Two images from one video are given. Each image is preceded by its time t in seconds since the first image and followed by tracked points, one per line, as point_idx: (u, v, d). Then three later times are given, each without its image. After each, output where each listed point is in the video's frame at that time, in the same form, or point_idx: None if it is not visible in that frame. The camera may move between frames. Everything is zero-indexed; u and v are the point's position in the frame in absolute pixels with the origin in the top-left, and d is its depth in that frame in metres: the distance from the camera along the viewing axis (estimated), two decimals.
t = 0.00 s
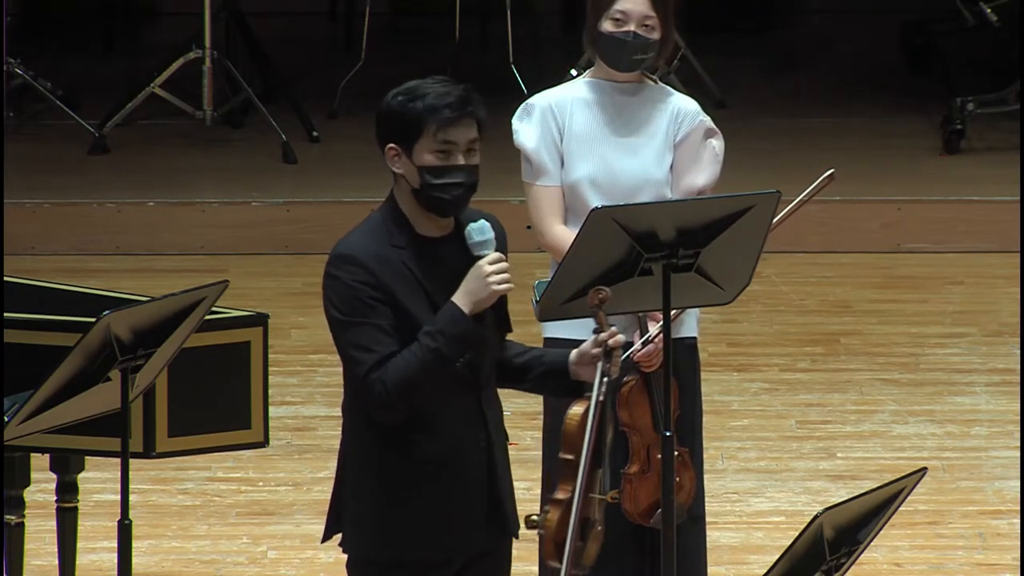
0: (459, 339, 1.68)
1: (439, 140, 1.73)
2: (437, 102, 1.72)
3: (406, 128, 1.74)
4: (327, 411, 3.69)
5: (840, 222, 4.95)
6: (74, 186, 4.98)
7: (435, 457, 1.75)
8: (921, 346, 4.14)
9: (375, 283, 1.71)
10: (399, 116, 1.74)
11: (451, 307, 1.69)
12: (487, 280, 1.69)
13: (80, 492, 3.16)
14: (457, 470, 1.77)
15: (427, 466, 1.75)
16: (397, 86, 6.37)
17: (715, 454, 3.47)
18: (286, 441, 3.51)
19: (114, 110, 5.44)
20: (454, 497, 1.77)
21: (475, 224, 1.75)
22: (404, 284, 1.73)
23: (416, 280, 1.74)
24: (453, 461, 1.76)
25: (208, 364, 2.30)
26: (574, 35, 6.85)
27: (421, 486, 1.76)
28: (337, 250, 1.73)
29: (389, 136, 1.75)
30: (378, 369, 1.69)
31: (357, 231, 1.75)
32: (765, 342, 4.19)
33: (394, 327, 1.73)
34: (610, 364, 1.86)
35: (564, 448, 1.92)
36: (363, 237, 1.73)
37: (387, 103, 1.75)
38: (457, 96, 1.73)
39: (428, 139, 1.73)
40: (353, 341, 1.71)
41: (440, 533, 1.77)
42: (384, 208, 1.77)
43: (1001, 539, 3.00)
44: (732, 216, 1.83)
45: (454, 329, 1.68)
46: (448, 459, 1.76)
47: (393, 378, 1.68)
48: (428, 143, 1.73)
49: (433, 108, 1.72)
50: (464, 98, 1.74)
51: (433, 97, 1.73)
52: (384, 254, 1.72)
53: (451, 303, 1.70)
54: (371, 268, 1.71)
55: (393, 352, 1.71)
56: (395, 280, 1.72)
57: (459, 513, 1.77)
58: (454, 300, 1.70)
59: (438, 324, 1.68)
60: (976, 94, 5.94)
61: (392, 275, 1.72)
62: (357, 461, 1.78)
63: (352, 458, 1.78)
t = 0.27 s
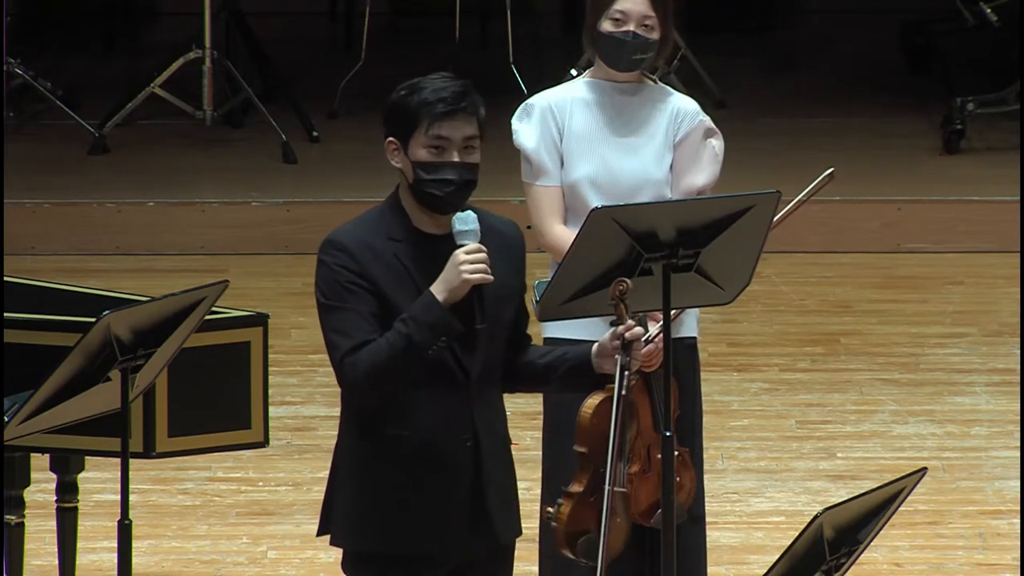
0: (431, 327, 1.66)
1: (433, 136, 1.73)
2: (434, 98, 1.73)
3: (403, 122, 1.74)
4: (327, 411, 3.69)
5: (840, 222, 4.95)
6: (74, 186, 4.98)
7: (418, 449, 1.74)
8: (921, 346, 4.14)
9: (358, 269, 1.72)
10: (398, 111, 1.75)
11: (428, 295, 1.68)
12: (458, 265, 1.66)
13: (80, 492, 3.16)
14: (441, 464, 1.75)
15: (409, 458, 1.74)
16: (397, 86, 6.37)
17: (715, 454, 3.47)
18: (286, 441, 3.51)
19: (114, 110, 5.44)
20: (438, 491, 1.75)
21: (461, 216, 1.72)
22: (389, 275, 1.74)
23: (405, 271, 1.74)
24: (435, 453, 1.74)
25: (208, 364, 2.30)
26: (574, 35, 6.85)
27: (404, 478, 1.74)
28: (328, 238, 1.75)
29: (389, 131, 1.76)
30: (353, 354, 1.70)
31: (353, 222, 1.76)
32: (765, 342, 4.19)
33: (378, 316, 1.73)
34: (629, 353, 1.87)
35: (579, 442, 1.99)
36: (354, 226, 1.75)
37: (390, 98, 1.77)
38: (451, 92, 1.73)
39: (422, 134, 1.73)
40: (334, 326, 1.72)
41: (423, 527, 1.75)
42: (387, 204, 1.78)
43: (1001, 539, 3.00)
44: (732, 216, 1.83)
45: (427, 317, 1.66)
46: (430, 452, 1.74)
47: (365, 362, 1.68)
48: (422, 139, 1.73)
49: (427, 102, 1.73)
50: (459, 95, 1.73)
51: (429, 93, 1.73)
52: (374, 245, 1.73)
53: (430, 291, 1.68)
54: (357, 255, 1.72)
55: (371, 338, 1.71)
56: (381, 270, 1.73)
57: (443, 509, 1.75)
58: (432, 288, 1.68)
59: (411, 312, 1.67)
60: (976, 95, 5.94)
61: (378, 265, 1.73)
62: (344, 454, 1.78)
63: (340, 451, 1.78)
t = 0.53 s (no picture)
0: (414, 321, 1.66)
1: (433, 134, 1.72)
2: (436, 97, 1.72)
3: (407, 120, 1.74)
4: (327, 410, 3.69)
5: (839, 222, 4.95)
6: (74, 186, 4.98)
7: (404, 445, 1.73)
8: (921, 346, 4.14)
9: (353, 260, 1.73)
10: (405, 107, 1.75)
11: (415, 288, 1.67)
12: (442, 259, 1.65)
13: (80, 492, 3.16)
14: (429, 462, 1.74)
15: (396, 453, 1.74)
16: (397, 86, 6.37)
17: (715, 454, 3.47)
18: (286, 441, 3.51)
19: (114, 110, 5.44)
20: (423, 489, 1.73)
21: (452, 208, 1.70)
22: (385, 268, 1.74)
23: (404, 265, 1.74)
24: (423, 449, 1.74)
25: (208, 364, 2.30)
26: (574, 35, 6.86)
27: (390, 473, 1.74)
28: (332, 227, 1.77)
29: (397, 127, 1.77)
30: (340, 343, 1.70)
31: (360, 213, 1.77)
32: (765, 342, 4.19)
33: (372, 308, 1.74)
34: (589, 382, 1.78)
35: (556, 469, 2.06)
36: (358, 217, 1.75)
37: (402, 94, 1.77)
38: (453, 91, 1.73)
39: (424, 131, 1.73)
40: (327, 315, 1.73)
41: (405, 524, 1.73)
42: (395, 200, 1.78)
43: (1001, 539, 3.00)
44: (732, 216, 1.83)
45: (411, 310, 1.65)
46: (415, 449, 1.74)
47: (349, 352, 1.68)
48: (423, 136, 1.73)
49: (430, 100, 1.73)
50: (461, 94, 1.73)
51: (434, 90, 1.73)
52: (374, 238, 1.74)
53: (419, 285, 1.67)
54: (355, 245, 1.73)
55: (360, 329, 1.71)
56: (377, 263, 1.74)
57: (428, 508, 1.73)
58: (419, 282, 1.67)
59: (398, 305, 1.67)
60: (976, 94, 5.94)
61: (375, 257, 1.74)
62: (337, 446, 1.78)
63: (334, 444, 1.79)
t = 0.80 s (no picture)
0: (401, 321, 1.67)
1: (428, 136, 1.72)
2: (435, 98, 1.72)
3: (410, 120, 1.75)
4: (327, 411, 3.69)
5: (839, 222, 4.95)
6: (73, 186, 4.98)
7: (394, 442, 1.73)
8: (921, 346, 4.14)
9: (351, 254, 1.74)
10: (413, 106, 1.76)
11: (404, 288, 1.68)
12: (425, 260, 1.64)
13: (80, 492, 3.16)
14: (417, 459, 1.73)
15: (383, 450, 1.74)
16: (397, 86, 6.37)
17: (715, 454, 3.47)
18: (286, 441, 3.51)
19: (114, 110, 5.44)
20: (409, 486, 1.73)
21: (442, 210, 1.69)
22: (385, 265, 1.74)
23: (404, 262, 1.74)
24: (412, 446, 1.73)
25: (208, 364, 2.30)
26: (574, 35, 6.86)
27: (378, 469, 1.74)
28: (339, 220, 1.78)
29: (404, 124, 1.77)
30: (331, 337, 1.71)
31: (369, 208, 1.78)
32: (765, 342, 4.19)
33: (368, 304, 1.74)
34: (544, 403, 1.78)
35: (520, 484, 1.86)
36: (365, 212, 1.76)
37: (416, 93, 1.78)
38: (450, 95, 1.72)
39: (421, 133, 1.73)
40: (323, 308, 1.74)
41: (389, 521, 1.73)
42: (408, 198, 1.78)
43: (1001, 539, 3.00)
44: (732, 216, 1.83)
45: (398, 309, 1.67)
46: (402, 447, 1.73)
47: (337, 346, 1.69)
48: (420, 137, 1.73)
49: (428, 103, 1.72)
50: (459, 98, 1.72)
51: (436, 91, 1.73)
52: (377, 234, 1.74)
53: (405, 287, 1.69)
54: (356, 240, 1.74)
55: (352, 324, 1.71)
56: (377, 259, 1.74)
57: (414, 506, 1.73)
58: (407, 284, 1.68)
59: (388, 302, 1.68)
60: (976, 95, 5.94)
61: (375, 253, 1.74)
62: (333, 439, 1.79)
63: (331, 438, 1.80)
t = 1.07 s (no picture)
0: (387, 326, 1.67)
1: (425, 138, 1.72)
2: (431, 100, 1.71)
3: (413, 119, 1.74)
4: (327, 411, 3.69)
5: (839, 223, 4.95)
6: (73, 186, 4.98)
7: (385, 443, 1.73)
8: (922, 346, 4.14)
9: (352, 254, 1.74)
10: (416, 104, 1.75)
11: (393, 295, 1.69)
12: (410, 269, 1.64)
13: (80, 492, 3.16)
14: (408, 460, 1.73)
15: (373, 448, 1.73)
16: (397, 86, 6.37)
17: (715, 454, 3.47)
18: (286, 441, 3.51)
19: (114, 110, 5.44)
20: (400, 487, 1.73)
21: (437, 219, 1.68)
22: (382, 266, 1.74)
23: (404, 264, 1.74)
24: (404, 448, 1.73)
25: (208, 364, 2.30)
26: (574, 35, 6.86)
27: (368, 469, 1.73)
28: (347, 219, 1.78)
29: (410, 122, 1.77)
30: (325, 336, 1.71)
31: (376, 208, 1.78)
32: (765, 342, 4.19)
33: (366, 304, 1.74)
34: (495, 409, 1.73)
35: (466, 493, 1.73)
36: (370, 211, 1.76)
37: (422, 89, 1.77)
38: (446, 100, 1.70)
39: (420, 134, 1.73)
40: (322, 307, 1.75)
41: (378, 522, 1.73)
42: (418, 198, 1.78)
43: (1001, 539, 3.00)
44: (732, 216, 1.83)
45: (386, 315, 1.67)
46: (392, 448, 1.73)
47: (330, 345, 1.70)
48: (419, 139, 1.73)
49: (426, 105, 1.71)
50: (454, 104, 1.70)
51: (435, 93, 1.72)
52: (378, 233, 1.75)
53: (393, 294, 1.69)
54: (357, 239, 1.74)
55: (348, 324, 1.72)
56: (377, 259, 1.74)
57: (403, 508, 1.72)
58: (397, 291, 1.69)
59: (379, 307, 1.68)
60: (976, 95, 5.94)
61: (374, 253, 1.74)
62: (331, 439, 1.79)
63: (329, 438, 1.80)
